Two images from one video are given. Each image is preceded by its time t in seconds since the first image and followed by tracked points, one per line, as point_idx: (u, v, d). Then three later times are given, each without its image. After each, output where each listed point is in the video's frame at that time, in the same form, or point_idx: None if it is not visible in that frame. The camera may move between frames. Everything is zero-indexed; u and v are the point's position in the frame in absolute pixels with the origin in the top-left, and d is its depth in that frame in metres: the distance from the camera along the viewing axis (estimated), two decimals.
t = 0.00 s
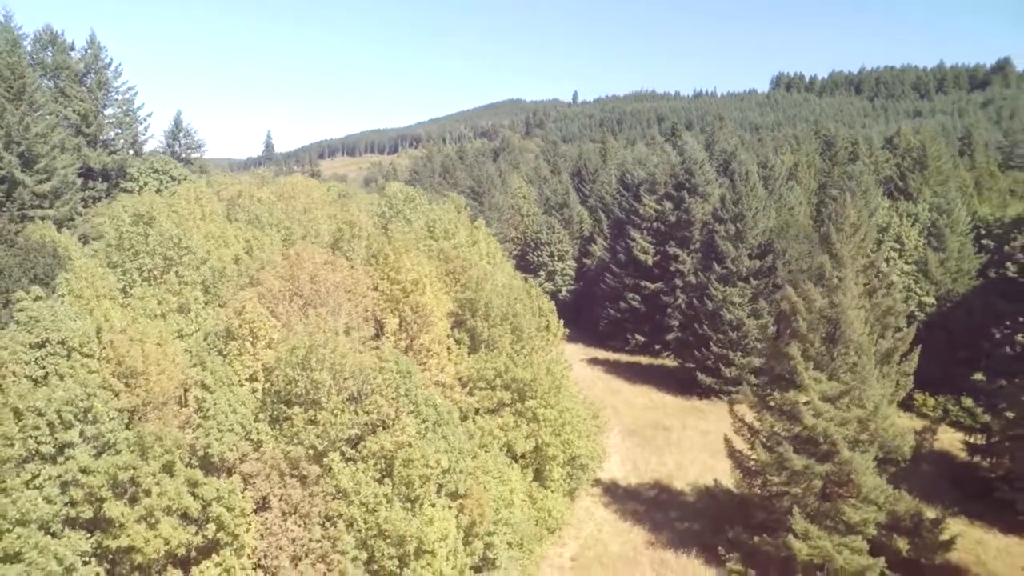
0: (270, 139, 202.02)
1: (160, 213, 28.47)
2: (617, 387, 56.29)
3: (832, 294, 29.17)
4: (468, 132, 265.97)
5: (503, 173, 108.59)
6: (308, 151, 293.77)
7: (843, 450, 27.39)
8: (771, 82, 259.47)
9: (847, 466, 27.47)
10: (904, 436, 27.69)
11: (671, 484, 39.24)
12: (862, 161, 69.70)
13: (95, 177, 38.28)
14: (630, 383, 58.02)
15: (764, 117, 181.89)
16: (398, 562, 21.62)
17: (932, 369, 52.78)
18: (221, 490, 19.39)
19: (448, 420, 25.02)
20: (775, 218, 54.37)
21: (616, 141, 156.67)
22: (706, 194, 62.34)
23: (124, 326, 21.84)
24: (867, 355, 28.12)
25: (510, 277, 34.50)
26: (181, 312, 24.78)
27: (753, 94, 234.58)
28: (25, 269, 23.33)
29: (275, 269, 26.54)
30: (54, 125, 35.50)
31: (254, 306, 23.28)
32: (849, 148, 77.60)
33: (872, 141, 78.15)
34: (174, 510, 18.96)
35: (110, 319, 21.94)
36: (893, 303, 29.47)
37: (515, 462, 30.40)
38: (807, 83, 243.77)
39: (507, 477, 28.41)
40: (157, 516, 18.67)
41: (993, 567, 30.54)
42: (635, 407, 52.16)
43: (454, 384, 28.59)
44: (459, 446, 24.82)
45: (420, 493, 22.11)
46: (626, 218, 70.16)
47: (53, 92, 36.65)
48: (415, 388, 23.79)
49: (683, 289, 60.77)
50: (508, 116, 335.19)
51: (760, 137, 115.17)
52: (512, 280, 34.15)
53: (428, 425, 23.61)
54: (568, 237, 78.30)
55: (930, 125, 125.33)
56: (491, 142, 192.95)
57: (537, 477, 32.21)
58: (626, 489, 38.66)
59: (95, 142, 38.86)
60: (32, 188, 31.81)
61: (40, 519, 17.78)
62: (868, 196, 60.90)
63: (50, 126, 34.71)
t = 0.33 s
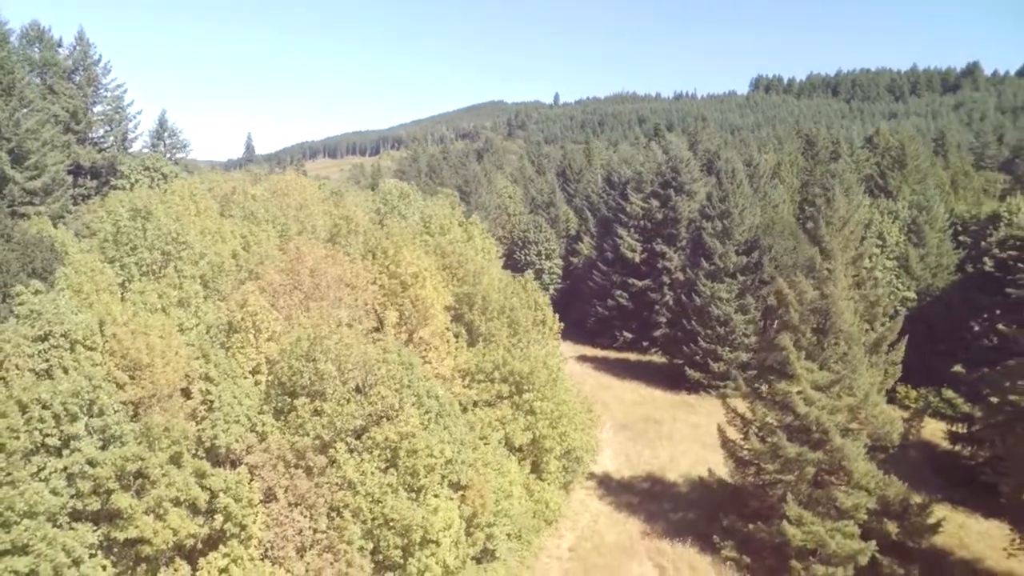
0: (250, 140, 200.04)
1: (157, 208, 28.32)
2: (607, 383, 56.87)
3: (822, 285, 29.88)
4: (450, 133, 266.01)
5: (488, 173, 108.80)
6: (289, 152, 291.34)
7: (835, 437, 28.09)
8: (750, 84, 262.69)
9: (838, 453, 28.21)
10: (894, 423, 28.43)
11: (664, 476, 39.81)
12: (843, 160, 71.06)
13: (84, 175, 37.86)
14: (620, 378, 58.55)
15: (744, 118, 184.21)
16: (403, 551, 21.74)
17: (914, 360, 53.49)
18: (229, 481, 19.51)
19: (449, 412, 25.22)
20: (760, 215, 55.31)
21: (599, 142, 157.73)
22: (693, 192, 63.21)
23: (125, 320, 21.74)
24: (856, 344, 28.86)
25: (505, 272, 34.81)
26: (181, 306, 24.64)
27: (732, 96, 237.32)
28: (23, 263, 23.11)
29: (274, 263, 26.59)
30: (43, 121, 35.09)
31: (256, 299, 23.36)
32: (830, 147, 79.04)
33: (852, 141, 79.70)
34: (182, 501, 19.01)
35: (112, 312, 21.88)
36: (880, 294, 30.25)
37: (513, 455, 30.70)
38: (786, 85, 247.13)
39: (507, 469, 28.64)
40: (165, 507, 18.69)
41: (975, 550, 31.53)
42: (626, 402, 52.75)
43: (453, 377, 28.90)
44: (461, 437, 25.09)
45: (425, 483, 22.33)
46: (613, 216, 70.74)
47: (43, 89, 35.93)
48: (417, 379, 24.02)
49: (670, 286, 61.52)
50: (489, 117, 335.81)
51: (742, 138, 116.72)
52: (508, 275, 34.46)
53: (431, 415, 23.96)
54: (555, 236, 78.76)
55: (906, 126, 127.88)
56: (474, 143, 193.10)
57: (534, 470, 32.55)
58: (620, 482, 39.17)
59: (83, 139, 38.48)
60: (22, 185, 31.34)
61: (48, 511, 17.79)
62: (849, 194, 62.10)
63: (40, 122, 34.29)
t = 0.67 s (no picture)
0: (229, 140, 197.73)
1: (152, 201, 28.20)
2: (596, 378, 57.44)
3: (811, 276, 30.62)
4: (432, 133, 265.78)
5: (472, 172, 108.95)
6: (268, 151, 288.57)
7: (825, 423, 28.91)
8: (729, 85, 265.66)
9: (828, 439, 28.99)
10: (881, 409, 29.28)
11: (655, 467, 40.49)
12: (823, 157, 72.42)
13: (71, 170, 37.36)
14: (608, 373, 59.19)
15: (724, 118, 186.36)
16: (405, 539, 22.33)
17: (894, 351, 54.61)
18: (235, 471, 19.59)
19: (448, 402, 25.42)
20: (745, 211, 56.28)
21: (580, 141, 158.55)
22: (678, 189, 64.11)
23: (127, 311, 21.68)
24: (844, 333, 29.67)
25: (499, 266, 35.17)
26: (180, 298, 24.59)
27: (711, 96, 239.95)
28: (19, 256, 22.93)
29: (273, 256, 26.68)
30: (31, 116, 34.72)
31: (258, 291, 23.46)
32: (810, 145, 80.48)
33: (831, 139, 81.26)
34: (188, 491, 19.05)
35: (112, 303, 21.76)
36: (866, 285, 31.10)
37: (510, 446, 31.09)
38: (763, 86, 250.32)
39: (505, 459, 28.97)
40: (172, 497, 18.75)
41: (956, 532, 32.54)
42: (614, 396, 53.36)
43: (450, 369, 29.24)
44: (461, 426, 25.41)
45: (428, 471, 22.56)
46: (598, 214, 71.35)
47: (30, 83, 35.33)
48: (418, 369, 24.29)
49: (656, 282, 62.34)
50: (470, 117, 335.79)
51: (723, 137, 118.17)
52: (502, 268, 34.82)
53: (432, 405, 24.25)
54: (540, 234, 79.21)
55: (882, 125, 130.40)
56: (455, 143, 192.97)
57: (530, 461, 32.95)
58: (612, 473, 39.76)
59: (70, 134, 38.09)
60: (11, 179, 30.69)
61: (54, 501, 17.77)
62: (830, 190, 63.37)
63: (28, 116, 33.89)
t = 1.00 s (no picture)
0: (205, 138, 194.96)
1: (142, 194, 27.98)
2: (581, 373, 58.01)
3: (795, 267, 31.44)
4: (410, 133, 264.92)
5: (453, 170, 108.99)
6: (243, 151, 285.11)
7: (810, 410, 29.82)
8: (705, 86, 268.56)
9: (813, 426, 29.88)
10: (863, 396, 30.23)
11: (643, 459, 41.17)
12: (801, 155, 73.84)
13: (54, 166, 36.83)
14: (593, 368, 59.80)
15: (700, 118, 188.46)
16: (405, 528, 22.56)
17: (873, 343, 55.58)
18: (238, 460, 19.64)
19: (444, 392, 25.69)
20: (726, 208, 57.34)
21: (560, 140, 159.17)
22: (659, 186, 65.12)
23: (123, 302, 21.58)
24: (827, 323, 30.59)
25: (490, 261, 35.47)
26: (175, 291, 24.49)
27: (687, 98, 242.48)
28: (10, 250, 22.64)
29: (267, 249, 26.71)
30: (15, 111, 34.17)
31: (255, 282, 23.57)
32: (787, 144, 81.91)
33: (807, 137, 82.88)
34: (191, 481, 19.12)
35: (109, 295, 21.67)
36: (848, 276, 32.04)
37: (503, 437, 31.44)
38: (738, 87, 253.61)
39: (499, 450, 29.30)
40: (175, 487, 18.82)
41: (934, 515, 33.56)
42: (600, 390, 53.94)
43: (444, 361, 29.49)
44: (457, 417, 25.73)
45: (426, 460, 22.83)
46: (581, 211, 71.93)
47: (12, 77, 34.76)
48: (414, 359, 24.57)
49: (639, 278, 63.31)
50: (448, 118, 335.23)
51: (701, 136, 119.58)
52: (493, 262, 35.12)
53: (429, 395, 24.58)
54: (523, 232, 79.63)
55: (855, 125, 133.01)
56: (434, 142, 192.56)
57: (522, 452, 33.34)
58: (601, 464, 40.36)
59: (53, 130, 37.58)
60: None
61: (56, 493, 17.76)
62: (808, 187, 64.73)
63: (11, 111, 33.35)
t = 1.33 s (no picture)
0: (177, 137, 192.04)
1: (132, 189, 27.79)
2: (566, 368, 58.62)
3: (779, 259, 32.28)
4: (387, 133, 263.77)
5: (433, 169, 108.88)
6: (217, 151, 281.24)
7: (795, 398, 30.65)
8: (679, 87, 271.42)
9: (798, 413, 30.72)
10: (845, 383, 31.14)
11: (630, 451, 41.85)
12: (778, 153, 75.28)
13: (36, 163, 36.29)
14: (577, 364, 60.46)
15: (676, 119, 190.54)
16: (404, 518, 22.79)
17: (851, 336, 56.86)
18: (239, 451, 19.69)
19: (439, 384, 25.94)
20: (707, 204, 58.34)
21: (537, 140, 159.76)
22: (640, 183, 66.05)
23: (119, 295, 21.50)
24: (811, 313, 31.47)
25: (479, 255, 35.77)
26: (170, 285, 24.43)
27: (662, 98, 244.84)
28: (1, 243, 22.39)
29: (261, 243, 26.77)
30: None
31: (252, 275, 23.67)
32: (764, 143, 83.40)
33: (783, 136, 84.52)
34: (192, 472, 19.11)
35: (104, 288, 21.59)
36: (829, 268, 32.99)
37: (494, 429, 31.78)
38: (713, 88, 256.84)
39: (492, 442, 29.63)
40: (177, 478, 18.82)
41: (912, 498, 34.66)
42: (585, 385, 54.50)
43: (437, 354, 29.77)
44: (452, 408, 26.01)
45: (424, 450, 23.07)
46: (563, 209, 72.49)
47: None
48: (410, 350, 24.81)
49: (621, 275, 64.16)
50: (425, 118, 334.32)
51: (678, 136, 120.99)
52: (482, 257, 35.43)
53: (425, 386, 24.84)
54: (505, 230, 80.00)
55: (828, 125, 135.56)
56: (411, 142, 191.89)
57: (513, 444, 33.70)
58: (589, 456, 40.95)
59: (34, 126, 36.99)
60: None
61: (57, 485, 17.72)
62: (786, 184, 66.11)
63: None
